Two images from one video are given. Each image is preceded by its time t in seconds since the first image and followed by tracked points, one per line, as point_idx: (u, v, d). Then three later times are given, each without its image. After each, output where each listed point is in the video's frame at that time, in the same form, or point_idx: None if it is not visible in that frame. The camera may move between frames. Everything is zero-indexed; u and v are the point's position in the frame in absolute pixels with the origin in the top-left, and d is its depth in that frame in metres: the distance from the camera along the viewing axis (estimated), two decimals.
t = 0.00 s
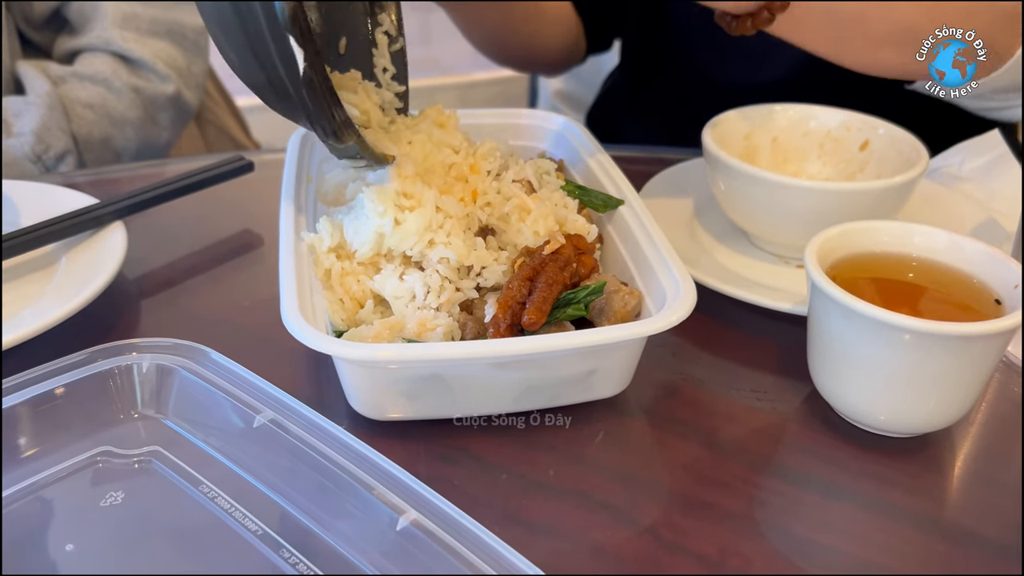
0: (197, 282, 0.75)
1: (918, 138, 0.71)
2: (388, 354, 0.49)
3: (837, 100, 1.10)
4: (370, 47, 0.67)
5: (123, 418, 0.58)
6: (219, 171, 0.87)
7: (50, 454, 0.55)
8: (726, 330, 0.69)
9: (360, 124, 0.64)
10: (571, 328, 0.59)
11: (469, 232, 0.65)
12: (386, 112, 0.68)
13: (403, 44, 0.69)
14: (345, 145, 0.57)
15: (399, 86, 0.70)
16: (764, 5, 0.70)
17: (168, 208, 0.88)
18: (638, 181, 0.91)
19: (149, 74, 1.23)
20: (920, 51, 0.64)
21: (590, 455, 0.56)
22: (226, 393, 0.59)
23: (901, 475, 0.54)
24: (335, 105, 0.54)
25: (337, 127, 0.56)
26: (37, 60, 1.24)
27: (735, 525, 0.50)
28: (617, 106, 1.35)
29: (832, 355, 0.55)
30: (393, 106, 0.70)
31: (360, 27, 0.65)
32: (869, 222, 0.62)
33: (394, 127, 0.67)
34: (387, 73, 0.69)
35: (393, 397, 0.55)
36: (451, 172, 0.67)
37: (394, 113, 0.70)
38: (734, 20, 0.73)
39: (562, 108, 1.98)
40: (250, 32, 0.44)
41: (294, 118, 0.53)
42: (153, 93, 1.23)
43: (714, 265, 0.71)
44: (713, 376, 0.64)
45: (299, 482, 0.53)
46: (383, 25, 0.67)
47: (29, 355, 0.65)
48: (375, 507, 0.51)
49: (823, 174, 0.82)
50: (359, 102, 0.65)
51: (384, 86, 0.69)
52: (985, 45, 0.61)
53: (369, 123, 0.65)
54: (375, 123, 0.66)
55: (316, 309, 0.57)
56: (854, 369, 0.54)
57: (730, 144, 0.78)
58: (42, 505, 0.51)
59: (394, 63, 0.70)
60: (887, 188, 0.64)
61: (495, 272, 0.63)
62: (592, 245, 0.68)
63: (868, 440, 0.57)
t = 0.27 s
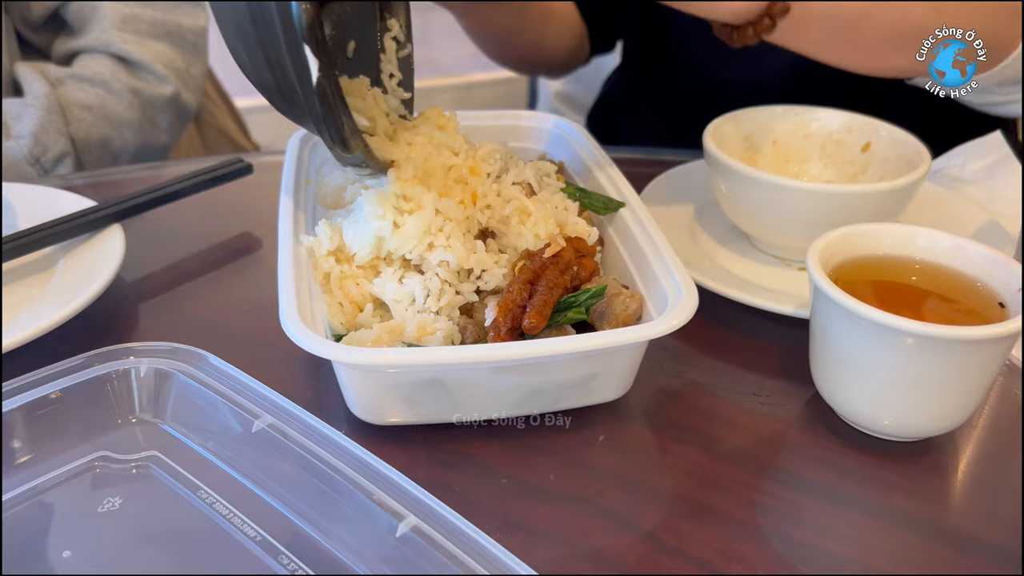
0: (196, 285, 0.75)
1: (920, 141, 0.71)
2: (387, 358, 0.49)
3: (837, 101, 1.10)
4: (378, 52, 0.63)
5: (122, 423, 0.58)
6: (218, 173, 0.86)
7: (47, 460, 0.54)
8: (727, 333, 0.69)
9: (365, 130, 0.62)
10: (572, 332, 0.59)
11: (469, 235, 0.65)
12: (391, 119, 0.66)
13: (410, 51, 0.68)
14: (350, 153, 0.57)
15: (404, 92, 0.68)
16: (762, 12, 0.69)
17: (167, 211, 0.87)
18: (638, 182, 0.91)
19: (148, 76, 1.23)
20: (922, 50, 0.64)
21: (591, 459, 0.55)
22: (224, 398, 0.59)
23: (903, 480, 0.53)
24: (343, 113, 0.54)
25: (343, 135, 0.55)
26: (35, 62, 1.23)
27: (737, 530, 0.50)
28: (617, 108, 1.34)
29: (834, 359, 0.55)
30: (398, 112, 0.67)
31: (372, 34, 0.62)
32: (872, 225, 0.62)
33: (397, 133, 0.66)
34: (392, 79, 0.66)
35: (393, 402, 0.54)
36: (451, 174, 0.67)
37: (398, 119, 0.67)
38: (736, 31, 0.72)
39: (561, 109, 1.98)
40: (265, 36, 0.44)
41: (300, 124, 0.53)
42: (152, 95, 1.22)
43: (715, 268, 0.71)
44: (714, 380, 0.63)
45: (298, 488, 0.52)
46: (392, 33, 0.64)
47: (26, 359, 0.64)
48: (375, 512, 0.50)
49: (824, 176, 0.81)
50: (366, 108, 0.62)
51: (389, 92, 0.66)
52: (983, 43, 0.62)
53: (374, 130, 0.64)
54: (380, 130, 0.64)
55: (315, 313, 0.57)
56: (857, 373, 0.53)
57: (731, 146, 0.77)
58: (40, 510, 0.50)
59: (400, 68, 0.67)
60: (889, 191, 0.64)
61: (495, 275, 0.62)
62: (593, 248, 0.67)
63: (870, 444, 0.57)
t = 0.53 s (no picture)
0: (192, 282, 0.74)
1: (920, 136, 0.70)
2: (385, 354, 0.48)
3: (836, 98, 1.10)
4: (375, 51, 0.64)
5: (117, 420, 0.57)
6: (215, 170, 0.86)
7: (41, 457, 0.54)
8: (727, 330, 0.68)
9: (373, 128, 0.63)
10: (570, 328, 0.58)
11: (467, 230, 0.64)
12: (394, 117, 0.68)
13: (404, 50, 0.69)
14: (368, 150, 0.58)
15: (399, 89, 0.70)
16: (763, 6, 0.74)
17: (163, 207, 0.87)
18: (638, 179, 0.90)
19: (144, 73, 1.22)
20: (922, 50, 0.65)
21: (590, 457, 0.55)
22: (221, 395, 0.58)
23: (905, 477, 0.53)
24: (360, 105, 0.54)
25: (360, 129, 0.56)
26: (31, 59, 1.23)
27: (738, 528, 0.49)
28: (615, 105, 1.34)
29: (836, 355, 0.54)
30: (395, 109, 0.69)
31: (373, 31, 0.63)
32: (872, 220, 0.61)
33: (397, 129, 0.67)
34: (387, 76, 0.68)
35: (390, 398, 0.54)
36: (450, 170, 0.67)
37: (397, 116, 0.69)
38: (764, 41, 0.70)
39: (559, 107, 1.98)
40: (289, 37, 0.44)
41: (314, 116, 0.53)
42: (148, 92, 1.22)
43: (715, 264, 0.71)
44: (714, 377, 0.63)
45: (295, 485, 0.52)
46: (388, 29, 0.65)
47: (21, 356, 0.64)
48: (372, 510, 0.50)
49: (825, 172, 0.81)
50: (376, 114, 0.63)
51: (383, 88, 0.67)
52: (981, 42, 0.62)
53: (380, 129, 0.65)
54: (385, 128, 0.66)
55: (311, 309, 0.56)
56: (859, 369, 0.53)
57: (731, 141, 0.77)
58: (33, 507, 0.50)
59: (393, 66, 0.69)
60: (891, 187, 0.63)
61: (493, 271, 0.62)
62: (592, 244, 0.67)
63: (872, 441, 0.56)
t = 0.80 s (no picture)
0: (193, 280, 0.74)
1: (921, 134, 0.71)
2: (385, 351, 0.48)
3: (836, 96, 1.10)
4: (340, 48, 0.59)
5: (117, 417, 0.57)
6: (215, 168, 0.86)
7: (41, 454, 0.54)
8: (729, 328, 0.68)
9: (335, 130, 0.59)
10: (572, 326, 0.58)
11: (467, 228, 0.64)
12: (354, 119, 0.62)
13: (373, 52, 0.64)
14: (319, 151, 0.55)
15: (363, 90, 0.65)
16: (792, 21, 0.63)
17: (163, 205, 0.87)
18: (638, 177, 0.90)
19: (144, 71, 1.22)
20: (920, 51, 0.63)
21: (591, 454, 0.55)
22: (221, 392, 0.58)
23: (906, 475, 0.53)
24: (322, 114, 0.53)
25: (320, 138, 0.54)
26: (31, 57, 1.23)
27: (739, 525, 0.49)
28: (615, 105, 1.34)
29: (837, 353, 0.54)
30: (359, 112, 0.64)
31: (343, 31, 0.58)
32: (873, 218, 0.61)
33: (356, 133, 0.63)
34: (352, 77, 0.63)
35: (391, 395, 0.54)
36: (449, 167, 0.66)
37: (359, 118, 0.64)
38: (764, 38, 0.66)
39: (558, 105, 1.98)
40: (248, 32, 0.43)
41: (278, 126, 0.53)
42: (148, 90, 1.22)
43: (716, 263, 0.71)
44: (715, 375, 0.63)
45: (295, 483, 0.52)
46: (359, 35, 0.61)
47: (21, 353, 0.64)
48: (373, 507, 0.50)
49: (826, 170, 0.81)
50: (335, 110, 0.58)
51: (349, 90, 0.62)
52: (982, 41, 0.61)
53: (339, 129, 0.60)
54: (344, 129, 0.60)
55: (313, 306, 0.56)
56: (860, 367, 0.53)
57: (732, 140, 0.77)
58: (33, 505, 0.50)
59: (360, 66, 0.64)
60: (892, 184, 0.63)
61: (494, 268, 0.62)
62: (593, 242, 0.67)
63: (873, 439, 0.56)
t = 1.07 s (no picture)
0: (194, 278, 0.74)
1: (921, 133, 0.71)
2: (388, 349, 0.48)
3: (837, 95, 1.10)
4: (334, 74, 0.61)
5: (119, 414, 0.57)
6: (216, 166, 0.86)
7: (44, 452, 0.54)
8: (730, 326, 0.68)
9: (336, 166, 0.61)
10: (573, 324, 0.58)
11: (469, 226, 0.64)
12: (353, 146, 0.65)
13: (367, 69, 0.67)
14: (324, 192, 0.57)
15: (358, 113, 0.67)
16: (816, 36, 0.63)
17: (164, 203, 0.87)
18: (639, 176, 0.90)
19: (144, 69, 1.22)
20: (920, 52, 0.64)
21: (592, 452, 0.55)
22: (223, 390, 0.58)
23: (906, 473, 0.53)
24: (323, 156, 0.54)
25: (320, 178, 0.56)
26: (32, 55, 1.22)
27: (740, 523, 0.49)
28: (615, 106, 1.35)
29: (838, 351, 0.55)
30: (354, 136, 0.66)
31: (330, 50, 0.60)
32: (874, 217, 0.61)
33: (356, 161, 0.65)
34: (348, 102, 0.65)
35: (393, 393, 0.54)
36: (451, 166, 0.66)
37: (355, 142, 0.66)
38: (787, 55, 0.66)
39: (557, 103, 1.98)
40: (251, 79, 0.45)
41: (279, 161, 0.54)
42: (149, 88, 1.22)
43: (717, 261, 0.71)
44: (716, 373, 0.63)
45: (298, 480, 0.52)
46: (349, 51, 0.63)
47: (23, 351, 0.64)
48: (375, 504, 0.50)
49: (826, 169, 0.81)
50: (335, 140, 0.61)
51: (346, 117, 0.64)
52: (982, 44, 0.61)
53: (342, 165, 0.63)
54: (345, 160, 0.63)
55: (315, 304, 0.56)
56: (861, 365, 0.53)
57: (732, 138, 0.77)
58: (36, 503, 0.50)
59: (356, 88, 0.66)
60: (893, 183, 0.63)
61: (495, 266, 0.62)
62: (594, 240, 0.67)
63: (873, 437, 0.56)
